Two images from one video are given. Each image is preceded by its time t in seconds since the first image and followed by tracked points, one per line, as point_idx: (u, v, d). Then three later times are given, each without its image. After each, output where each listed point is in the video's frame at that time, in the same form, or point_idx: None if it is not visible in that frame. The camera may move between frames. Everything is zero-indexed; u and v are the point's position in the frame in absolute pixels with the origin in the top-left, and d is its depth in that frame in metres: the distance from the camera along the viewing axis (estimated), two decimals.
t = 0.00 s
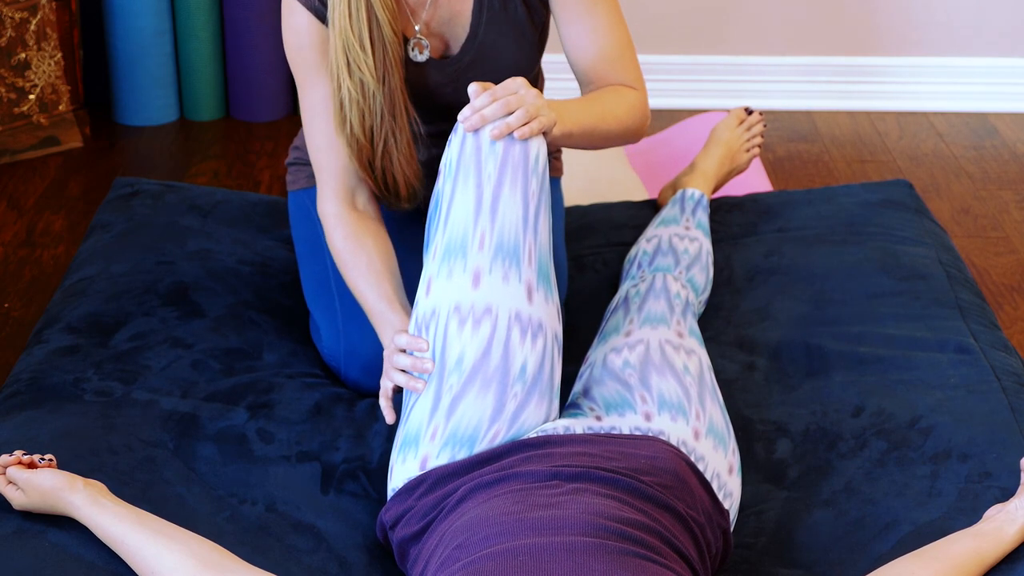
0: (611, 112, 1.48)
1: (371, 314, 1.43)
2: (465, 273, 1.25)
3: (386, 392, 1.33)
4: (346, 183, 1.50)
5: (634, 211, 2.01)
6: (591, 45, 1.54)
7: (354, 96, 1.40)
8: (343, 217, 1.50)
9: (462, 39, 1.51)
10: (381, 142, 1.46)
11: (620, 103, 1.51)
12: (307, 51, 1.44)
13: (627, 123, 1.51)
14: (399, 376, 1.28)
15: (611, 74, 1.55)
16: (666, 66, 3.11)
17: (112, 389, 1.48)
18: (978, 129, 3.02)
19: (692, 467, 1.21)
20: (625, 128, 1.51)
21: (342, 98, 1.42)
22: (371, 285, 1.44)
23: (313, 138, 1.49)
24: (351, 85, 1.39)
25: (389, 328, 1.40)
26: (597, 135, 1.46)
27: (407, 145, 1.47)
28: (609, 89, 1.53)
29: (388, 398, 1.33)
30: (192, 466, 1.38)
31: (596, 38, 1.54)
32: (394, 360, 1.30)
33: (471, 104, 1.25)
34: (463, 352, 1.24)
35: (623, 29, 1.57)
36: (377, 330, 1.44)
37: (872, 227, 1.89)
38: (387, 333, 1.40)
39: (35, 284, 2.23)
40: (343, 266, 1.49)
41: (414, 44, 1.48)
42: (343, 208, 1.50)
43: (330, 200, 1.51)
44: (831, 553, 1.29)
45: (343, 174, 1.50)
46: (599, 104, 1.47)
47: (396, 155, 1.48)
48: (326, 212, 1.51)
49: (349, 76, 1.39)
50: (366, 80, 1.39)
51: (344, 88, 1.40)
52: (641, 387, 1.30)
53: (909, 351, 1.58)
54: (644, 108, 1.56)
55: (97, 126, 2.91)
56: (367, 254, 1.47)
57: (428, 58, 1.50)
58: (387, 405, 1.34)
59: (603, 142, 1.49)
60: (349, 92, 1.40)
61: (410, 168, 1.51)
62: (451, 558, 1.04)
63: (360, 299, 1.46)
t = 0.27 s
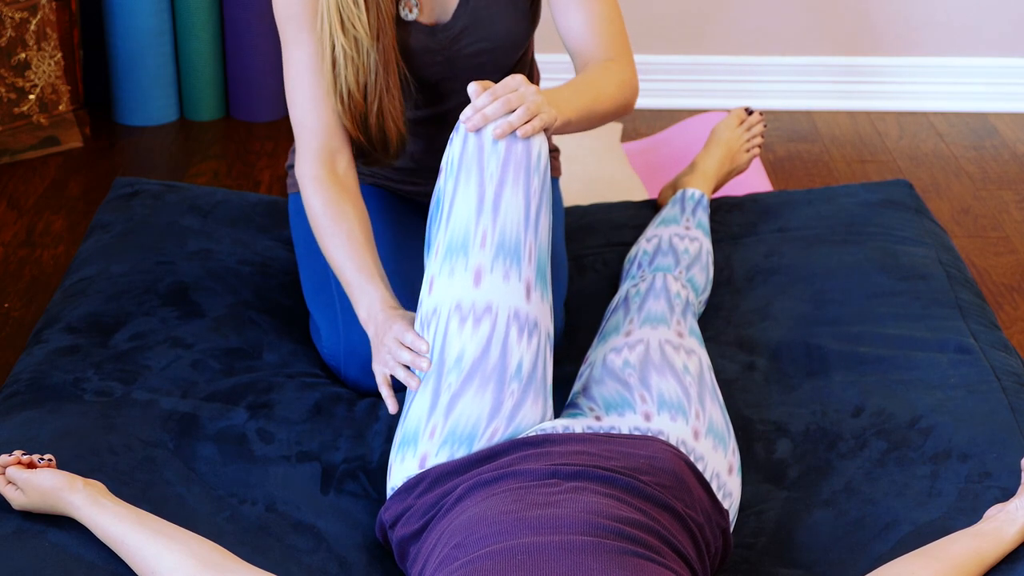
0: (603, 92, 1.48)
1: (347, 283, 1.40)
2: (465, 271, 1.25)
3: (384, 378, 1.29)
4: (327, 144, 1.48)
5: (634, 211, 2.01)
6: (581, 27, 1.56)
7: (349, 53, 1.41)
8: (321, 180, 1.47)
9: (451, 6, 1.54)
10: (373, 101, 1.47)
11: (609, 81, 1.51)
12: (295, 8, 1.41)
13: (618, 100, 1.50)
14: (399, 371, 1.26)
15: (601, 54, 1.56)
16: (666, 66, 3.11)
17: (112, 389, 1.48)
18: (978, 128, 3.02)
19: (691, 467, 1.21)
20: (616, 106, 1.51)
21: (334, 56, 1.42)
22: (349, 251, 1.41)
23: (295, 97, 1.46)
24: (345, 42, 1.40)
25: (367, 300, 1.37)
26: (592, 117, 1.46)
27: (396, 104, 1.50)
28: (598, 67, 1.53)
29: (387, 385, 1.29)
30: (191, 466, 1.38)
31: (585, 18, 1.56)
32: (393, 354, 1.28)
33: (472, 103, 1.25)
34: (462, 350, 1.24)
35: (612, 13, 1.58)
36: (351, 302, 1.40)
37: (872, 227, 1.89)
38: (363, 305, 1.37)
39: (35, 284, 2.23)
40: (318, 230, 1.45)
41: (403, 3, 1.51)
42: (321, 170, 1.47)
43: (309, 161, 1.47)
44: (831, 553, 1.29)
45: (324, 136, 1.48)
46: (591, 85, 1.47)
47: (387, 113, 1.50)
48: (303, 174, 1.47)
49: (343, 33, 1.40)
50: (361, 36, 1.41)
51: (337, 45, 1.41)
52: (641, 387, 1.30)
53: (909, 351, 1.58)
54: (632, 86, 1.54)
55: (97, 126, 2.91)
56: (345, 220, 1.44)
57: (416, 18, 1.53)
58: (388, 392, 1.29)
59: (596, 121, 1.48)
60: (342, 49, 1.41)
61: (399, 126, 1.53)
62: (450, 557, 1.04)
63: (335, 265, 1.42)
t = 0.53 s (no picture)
0: (596, 84, 1.48)
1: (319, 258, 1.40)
2: (464, 268, 1.25)
3: (371, 363, 1.32)
4: (305, 124, 1.46)
5: (634, 211, 2.01)
6: (573, 17, 1.56)
7: (344, 29, 1.43)
8: (295, 157, 1.45)
9: None
10: (365, 75, 1.50)
11: (600, 71, 1.51)
12: None
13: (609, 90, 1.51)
14: (388, 364, 1.28)
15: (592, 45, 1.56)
16: (666, 66, 3.11)
17: (112, 389, 1.48)
18: (978, 129, 3.02)
19: (690, 466, 1.21)
20: (606, 95, 1.51)
21: (327, 32, 1.44)
22: (324, 228, 1.41)
23: (275, 74, 1.45)
24: (340, 18, 1.43)
25: (342, 271, 1.37)
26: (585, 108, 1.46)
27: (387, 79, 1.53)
28: (590, 58, 1.53)
29: (374, 369, 1.31)
30: (191, 466, 1.38)
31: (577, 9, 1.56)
32: (386, 346, 1.29)
33: (470, 102, 1.25)
34: (460, 347, 1.24)
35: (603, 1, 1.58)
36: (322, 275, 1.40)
37: (872, 227, 1.89)
38: (336, 274, 1.37)
39: (35, 284, 2.23)
40: (290, 207, 1.44)
41: None
42: (294, 147, 1.45)
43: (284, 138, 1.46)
44: (831, 553, 1.29)
45: (301, 115, 1.46)
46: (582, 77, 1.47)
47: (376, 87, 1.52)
48: (276, 151, 1.45)
49: (339, 8, 1.42)
50: (356, 13, 1.43)
51: (333, 21, 1.43)
52: (640, 386, 1.30)
53: (909, 351, 1.58)
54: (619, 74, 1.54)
55: (97, 126, 2.91)
56: (319, 198, 1.43)
57: None
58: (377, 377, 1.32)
59: (590, 111, 1.48)
60: (337, 25, 1.43)
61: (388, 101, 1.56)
62: (449, 557, 1.04)
63: (307, 240, 1.42)
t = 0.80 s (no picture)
0: (597, 84, 1.48)
1: (320, 276, 1.37)
2: (465, 268, 1.25)
3: (371, 382, 1.30)
4: (304, 135, 1.43)
5: (634, 211, 2.01)
6: (572, 17, 1.56)
7: (346, 34, 1.42)
8: (294, 169, 1.42)
9: None
10: (367, 81, 1.48)
11: (603, 70, 1.50)
12: None
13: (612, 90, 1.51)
14: (388, 380, 1.28)
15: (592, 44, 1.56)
16: (666, 66, 3.11)
17: (112, 389, 1.48)
18: (978, 129, 3.02)
19: (691, 467, 1.21)
20: (609, 95, 1.51)
21: (329, 39, 1.42)
22: (326, 243, 1.39)
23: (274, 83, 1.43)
24: (342, 24, 1.41)
25: (344, 292, 1.35)
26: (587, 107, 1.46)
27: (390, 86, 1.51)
28: (592, 57, 1.53)
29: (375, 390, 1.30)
30: (191, 466, 1.38)
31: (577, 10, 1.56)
32: (385, 361, 1.28)
33: (471, 102, 1.25)
34: (461, 347, 1.24)
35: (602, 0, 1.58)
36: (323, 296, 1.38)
37: (872, 227, 1.89)
38: (338, 298, 1.35)
39: (35, 284, 2.22)
40: (291, 221, 1.41)
41: None
42: (294, 159, 1.42)
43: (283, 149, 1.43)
44: (831, 553, 1.29)
45: (300, 125, 1.43)
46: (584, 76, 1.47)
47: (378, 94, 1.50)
48: (275, 162, 1.42)
49: (341, 13, 1.40)
50: (358, 18, 1.42)
51: (334, 26, 1.41)
52: (640, 386, 1.30)
53: (909, 351, 1.58)
54: (623, 71, 1.54)
55: (97, 126, 2.91)
56: (320, 212, 1.41)
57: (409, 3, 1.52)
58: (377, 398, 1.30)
59: (592, 112, 1.48)
60: (339, 30, 1.41)
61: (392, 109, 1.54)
62: (449, 557, 1.04)
63: (308, 256, 1.39)
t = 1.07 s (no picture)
0: (601, 94, 1.49)
1: (323, 305, 1.38)
2: (462, 268, 1.26)
3: (375, 402, 1.30)
4: (304, 160, 1.43)
5: (634, 211, 2.01)
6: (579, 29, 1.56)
7: (346, 60, 1.40)
8: (295, 196, 1.42)
9: (449, 11, 1.54)
10: (369, 107, 1.46)
11: (607, 82, 1.51)
12: (284, 20, 1.40)
13: (617, 100, 1.51)
14: (388, 391, 1.27)
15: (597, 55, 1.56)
16: (666, 66, 3.11)
17: (112, 389, 1.48)
18: (978, 129, 3.02)
19: (691, 467, 1.21)
20: (614, 106, 1.52)
21: (330, 65, 1.41)
22: (328, 272, 1.39)
23: (275, 109, 1.42)
24: (343, 50, 1.40)
25: (347, 322, 1.36)
26: (590, 117, 1.46)
27: (393, 112, 1.49)
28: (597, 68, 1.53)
29: (378, 407, 1.29)
30: (191, 466, 1.38)
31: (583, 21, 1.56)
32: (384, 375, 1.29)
33: (467, 102, 1.26)
34: (459, 348, 1.24)
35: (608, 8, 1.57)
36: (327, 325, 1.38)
37: (871, 227, 1.89)
38: (342, 327, 1.36)
39: (35, 284, 2.22)
40: (293, 249, 1.41)
41: (398, 10, 1.50)
42: (295, 186, 1.42)
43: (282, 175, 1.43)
44: (831, 554, 1.29)
45: (300, 152, 1.43)
46: (588, 86, 1.48)
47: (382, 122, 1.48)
48: (277, 189, 1.42)
49: (341, 40, 1.39)
50: (358, 43, 1.40)
51: (334, 52, 1.40)
52: (640, 386, 1.30)
53: (909, 351, 1.58)
54: (632, 84, 1.55)
55: (97, 126, 2.91)
56: (322, 240, 1.41)
57: (413, 25, 1.53)
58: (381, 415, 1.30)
59: (595, 123, 1.49)
60: (339, 56, 1.40)
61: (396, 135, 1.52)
62: (449, 557, 1.04)
63: (311, 285, 1.39)
